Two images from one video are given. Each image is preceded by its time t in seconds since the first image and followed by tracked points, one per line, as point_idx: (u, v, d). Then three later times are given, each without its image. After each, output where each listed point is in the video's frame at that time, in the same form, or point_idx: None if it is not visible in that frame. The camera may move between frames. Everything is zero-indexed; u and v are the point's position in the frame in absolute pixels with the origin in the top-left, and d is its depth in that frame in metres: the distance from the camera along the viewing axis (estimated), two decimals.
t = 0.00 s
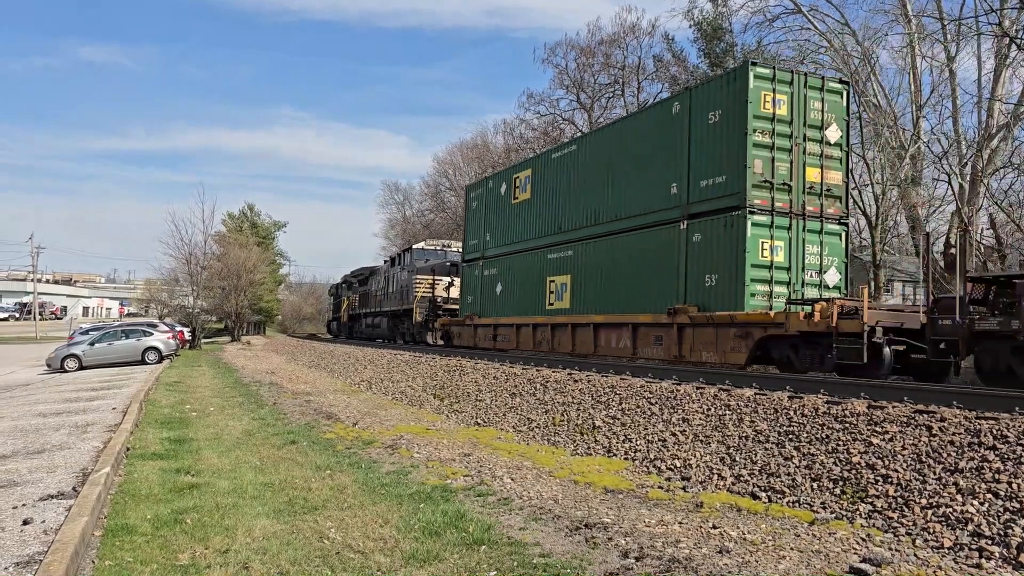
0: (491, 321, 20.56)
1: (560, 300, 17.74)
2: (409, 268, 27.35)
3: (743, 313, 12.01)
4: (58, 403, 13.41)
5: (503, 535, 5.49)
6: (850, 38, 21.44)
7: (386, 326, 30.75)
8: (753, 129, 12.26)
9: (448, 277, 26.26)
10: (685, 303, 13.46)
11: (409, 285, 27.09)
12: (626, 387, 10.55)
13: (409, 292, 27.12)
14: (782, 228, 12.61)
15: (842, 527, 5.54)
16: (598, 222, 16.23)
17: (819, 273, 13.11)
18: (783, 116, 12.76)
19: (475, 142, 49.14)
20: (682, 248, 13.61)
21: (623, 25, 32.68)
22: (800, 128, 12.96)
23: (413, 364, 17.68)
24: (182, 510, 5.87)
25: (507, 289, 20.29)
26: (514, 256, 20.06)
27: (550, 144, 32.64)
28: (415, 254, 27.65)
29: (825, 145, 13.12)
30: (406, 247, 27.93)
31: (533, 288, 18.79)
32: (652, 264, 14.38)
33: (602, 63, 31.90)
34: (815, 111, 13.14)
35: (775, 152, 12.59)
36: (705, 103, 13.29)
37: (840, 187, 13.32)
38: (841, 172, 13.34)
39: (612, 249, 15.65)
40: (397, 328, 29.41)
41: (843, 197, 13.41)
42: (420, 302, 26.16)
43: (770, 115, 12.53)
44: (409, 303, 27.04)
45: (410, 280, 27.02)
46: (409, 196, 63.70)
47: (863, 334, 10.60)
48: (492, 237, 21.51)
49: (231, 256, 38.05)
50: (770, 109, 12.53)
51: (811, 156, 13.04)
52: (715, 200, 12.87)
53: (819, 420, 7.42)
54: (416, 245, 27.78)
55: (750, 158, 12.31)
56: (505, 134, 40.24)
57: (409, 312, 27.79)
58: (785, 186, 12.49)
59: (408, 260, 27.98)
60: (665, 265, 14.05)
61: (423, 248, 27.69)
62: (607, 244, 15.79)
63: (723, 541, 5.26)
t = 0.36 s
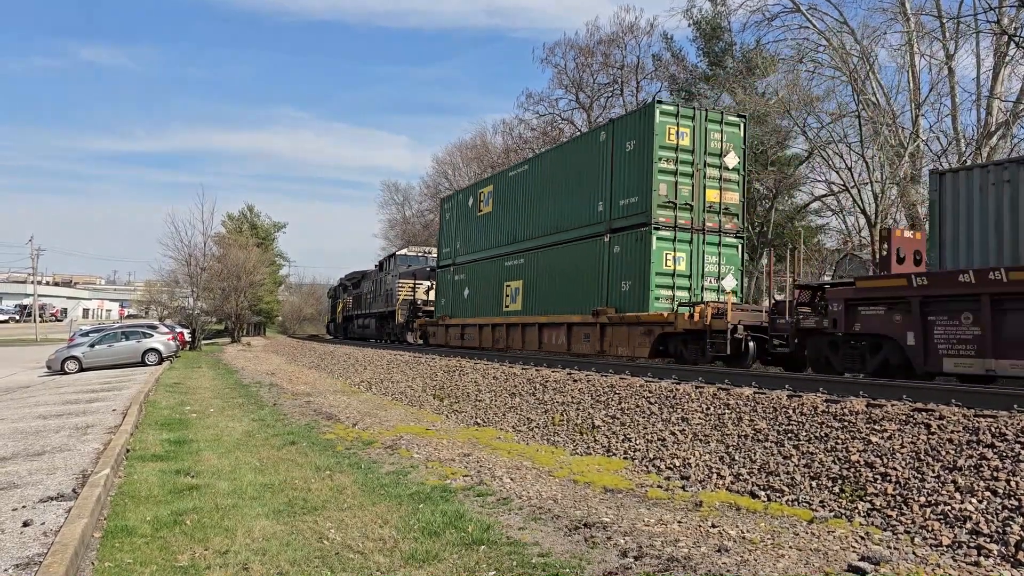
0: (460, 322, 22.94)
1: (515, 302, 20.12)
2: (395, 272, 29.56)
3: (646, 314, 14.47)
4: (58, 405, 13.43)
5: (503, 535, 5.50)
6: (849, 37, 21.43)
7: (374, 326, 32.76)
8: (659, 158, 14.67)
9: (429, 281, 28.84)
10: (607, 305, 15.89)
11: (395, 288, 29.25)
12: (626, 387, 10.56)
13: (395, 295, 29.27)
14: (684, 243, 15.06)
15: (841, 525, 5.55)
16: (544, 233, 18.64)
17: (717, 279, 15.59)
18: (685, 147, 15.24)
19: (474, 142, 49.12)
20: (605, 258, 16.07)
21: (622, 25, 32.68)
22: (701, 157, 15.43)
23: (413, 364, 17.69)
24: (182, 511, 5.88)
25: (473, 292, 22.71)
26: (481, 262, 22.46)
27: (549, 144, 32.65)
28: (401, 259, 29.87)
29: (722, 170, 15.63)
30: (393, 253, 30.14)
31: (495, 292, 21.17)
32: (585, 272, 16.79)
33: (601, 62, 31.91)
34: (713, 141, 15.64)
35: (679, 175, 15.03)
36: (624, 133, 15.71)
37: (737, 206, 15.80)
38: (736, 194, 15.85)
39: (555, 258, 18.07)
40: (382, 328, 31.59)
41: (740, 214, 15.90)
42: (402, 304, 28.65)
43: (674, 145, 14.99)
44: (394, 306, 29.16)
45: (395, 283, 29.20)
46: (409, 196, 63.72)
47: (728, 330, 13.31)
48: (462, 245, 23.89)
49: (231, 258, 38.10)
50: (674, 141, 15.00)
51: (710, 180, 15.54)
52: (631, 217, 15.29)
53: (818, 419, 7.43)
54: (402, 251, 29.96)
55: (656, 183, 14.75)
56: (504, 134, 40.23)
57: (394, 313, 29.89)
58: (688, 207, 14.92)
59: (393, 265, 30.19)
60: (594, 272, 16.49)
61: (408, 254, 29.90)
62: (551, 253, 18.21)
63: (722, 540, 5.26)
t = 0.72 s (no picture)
0: (432, 321, 25.28)
1: (481, 304, 22.34)
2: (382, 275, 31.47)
3: (579, 313, 16.96)
4: (59, 405, 13.42)
5: (504, 533, 5.50)
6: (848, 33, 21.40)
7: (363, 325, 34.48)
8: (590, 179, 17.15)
9: (412, 284, 31.01)
10: (551, 305, 18.27)
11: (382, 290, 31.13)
12: (626, 385, 10.56)
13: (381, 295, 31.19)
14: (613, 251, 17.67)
15: (842, 522, 5.55)
16: (502, 242, 20.99)
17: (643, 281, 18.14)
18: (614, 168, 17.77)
19: (474, 140, 49.08)
20: (549, 264, 18.49)
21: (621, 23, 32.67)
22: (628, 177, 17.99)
23: (414, 363, 17.70)
24: (183, 510, 5.88)
25: (446, 295, 25.02)
26: (452, 266, 24.82)
27: (548, 142, 32.62)
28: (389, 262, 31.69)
29: (648, 188, 18.19)
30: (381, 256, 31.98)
31: (463, 294, 23.45)
32: (534, 276, 19.15)
33: (599, 61, 31.94)
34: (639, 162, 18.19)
35: (608, 194, 17.58)
36: (564, 155, 18.14)
37: (661, 219, 18.45)
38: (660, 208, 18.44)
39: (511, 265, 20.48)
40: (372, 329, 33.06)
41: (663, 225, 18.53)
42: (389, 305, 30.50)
43: (603, 167, 17.53)
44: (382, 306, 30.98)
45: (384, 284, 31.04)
46: (408, 194, 63.75)
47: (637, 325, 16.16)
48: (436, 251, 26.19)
49: (231, 257, 38.11)
50: (603, 163, 17.53)
51: (636, 197, 18.13)
52: (568, 229, 17.73)
53: (819, 415, 7.43)
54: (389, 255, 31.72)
55: (587, 200, 17.25)
56: (503, 132, 40.20)
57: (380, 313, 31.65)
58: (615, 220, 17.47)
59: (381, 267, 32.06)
60: (541, 276, 18.82)
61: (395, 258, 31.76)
62: (510, 260, 20.51)
63: (723, 537, 5.27)
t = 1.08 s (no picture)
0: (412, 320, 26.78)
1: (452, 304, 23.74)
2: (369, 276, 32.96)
3: (528, 314, 18.25)
4: (58, 404, 13.40)
5: (504, 530, 5.50)
6: (846, 30, 21.40)
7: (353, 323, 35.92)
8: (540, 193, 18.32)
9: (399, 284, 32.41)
10: (507, 307, 19.58)
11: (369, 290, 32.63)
12: (625, 382, 10.56)
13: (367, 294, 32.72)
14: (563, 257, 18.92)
15: (842, 518, 5.55)
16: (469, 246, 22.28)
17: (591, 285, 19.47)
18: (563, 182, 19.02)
19: (472, 139, 49.05)
20: (506, 268, 19.73)
21: (620, 21, 32.64)
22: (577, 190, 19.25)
23: (413, 361, 17.71)
24: (183, 509, 5.87)
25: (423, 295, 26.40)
26: (428, 269, 26.27)
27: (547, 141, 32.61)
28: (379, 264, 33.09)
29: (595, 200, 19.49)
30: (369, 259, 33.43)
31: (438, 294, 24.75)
32: (494, 279, 20.51)
33: (599, 59, 31.93)
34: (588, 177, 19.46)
35: (558, 205, 18.77)
36: (518, 170, 19.38)
37: (608, 227, 19.68)
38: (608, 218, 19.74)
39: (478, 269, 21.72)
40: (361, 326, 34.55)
41: (610, 233, 19.83)
42: (375, 304, 32.01)
43: (553, 182, 18.74)
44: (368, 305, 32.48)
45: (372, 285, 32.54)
46: (407, 193, 63.77)
47: (575, 324, 17.63)
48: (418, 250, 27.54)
49: (230, 256, 38.13)
50: (554, 178, 18.76)
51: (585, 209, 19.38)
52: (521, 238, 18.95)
53: (818, 412, 7.43)
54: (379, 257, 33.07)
55: (538, 211, 18.49)
56: (502, 130, 40.19)
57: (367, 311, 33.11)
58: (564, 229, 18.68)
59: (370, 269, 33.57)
60: (500, 280, 20.13)
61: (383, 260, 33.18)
62: (475, 264, 21.86)
63: (723, 533, 5.27)
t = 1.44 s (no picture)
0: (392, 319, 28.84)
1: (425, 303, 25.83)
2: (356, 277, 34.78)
3: (485, 314, 20.36)
4: (54, 404, 13.38)
5: (501, 528, 5.51)
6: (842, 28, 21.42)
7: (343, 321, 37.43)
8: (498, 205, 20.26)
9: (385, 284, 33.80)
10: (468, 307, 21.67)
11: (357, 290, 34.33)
12: (622, 380, 10.59)
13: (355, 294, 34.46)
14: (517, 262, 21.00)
15: (837, 516, 5.56)
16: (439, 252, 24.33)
17: (543, 287, 21.60)
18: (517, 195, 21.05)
19: (469, 137, 49.00)
20: (467, 272, 21.83)
21: (616, 19, 32.63)
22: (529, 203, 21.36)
23: (409, 360, 17.75)
24: (179, 508, 5.87)
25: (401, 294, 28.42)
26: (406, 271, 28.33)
27: (544, 139, 32.60)
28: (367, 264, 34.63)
29: (547, 211, 21.62)
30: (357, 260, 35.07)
31: (413, 295, 26.75)
32: (457, 282, 22.59)
33: (595, 57, 31.92)
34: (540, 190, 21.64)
35: (513, 216, 20.79)
36: (478, 184, 21.36)
37: (559, 235, 21.89)
38: (558, 227, 21.90)
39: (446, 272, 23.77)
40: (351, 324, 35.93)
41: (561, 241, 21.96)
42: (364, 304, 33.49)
43: (509, 195, 20.73)
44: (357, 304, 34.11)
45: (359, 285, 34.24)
46: (404, 191, 63.74)
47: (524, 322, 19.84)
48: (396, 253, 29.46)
49: (227, 255, 38.09)
50: (509, 192, 20.75)
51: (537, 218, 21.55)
52: (480, 245, 20.91)
53: (815, 410, 7.45)
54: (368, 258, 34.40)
55: (496, 222, 20.50)
56: (498, 128, 40.18)
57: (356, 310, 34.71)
58: (519, 238, 20.74)
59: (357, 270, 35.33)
60: (462, 282, 22.19)
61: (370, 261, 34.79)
62: (444, 268, 23.91)
63: (719, 531, 5.28)
